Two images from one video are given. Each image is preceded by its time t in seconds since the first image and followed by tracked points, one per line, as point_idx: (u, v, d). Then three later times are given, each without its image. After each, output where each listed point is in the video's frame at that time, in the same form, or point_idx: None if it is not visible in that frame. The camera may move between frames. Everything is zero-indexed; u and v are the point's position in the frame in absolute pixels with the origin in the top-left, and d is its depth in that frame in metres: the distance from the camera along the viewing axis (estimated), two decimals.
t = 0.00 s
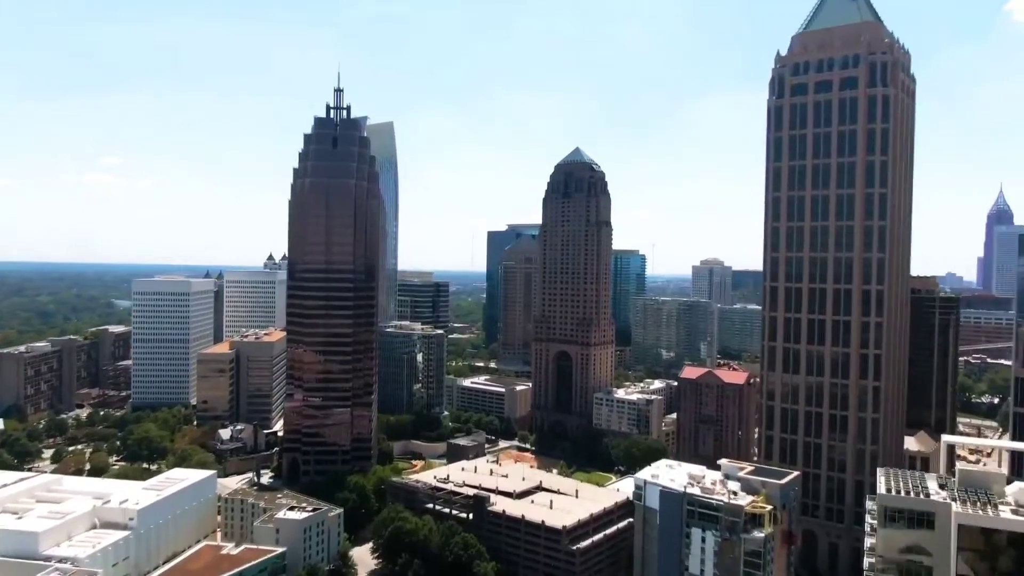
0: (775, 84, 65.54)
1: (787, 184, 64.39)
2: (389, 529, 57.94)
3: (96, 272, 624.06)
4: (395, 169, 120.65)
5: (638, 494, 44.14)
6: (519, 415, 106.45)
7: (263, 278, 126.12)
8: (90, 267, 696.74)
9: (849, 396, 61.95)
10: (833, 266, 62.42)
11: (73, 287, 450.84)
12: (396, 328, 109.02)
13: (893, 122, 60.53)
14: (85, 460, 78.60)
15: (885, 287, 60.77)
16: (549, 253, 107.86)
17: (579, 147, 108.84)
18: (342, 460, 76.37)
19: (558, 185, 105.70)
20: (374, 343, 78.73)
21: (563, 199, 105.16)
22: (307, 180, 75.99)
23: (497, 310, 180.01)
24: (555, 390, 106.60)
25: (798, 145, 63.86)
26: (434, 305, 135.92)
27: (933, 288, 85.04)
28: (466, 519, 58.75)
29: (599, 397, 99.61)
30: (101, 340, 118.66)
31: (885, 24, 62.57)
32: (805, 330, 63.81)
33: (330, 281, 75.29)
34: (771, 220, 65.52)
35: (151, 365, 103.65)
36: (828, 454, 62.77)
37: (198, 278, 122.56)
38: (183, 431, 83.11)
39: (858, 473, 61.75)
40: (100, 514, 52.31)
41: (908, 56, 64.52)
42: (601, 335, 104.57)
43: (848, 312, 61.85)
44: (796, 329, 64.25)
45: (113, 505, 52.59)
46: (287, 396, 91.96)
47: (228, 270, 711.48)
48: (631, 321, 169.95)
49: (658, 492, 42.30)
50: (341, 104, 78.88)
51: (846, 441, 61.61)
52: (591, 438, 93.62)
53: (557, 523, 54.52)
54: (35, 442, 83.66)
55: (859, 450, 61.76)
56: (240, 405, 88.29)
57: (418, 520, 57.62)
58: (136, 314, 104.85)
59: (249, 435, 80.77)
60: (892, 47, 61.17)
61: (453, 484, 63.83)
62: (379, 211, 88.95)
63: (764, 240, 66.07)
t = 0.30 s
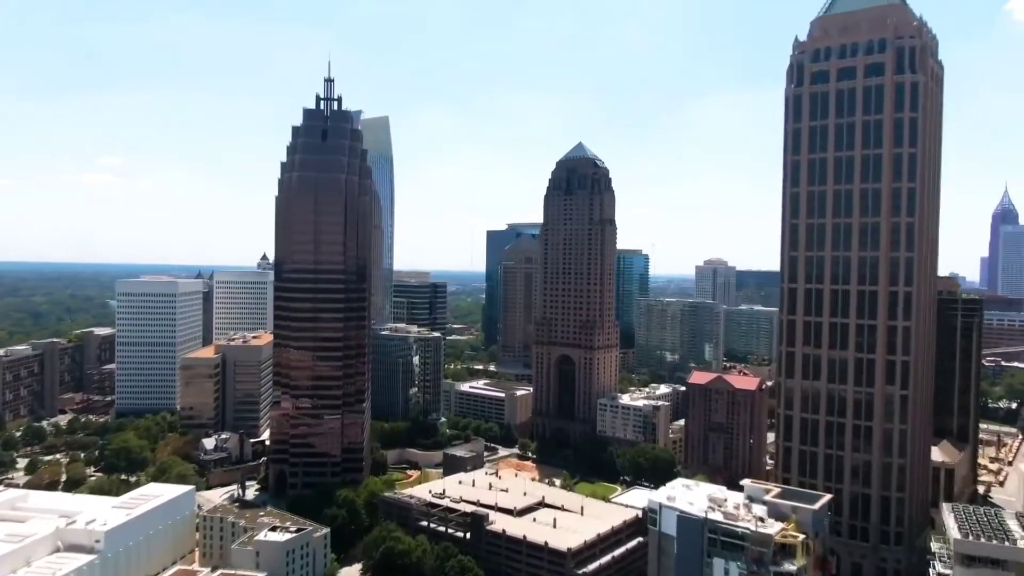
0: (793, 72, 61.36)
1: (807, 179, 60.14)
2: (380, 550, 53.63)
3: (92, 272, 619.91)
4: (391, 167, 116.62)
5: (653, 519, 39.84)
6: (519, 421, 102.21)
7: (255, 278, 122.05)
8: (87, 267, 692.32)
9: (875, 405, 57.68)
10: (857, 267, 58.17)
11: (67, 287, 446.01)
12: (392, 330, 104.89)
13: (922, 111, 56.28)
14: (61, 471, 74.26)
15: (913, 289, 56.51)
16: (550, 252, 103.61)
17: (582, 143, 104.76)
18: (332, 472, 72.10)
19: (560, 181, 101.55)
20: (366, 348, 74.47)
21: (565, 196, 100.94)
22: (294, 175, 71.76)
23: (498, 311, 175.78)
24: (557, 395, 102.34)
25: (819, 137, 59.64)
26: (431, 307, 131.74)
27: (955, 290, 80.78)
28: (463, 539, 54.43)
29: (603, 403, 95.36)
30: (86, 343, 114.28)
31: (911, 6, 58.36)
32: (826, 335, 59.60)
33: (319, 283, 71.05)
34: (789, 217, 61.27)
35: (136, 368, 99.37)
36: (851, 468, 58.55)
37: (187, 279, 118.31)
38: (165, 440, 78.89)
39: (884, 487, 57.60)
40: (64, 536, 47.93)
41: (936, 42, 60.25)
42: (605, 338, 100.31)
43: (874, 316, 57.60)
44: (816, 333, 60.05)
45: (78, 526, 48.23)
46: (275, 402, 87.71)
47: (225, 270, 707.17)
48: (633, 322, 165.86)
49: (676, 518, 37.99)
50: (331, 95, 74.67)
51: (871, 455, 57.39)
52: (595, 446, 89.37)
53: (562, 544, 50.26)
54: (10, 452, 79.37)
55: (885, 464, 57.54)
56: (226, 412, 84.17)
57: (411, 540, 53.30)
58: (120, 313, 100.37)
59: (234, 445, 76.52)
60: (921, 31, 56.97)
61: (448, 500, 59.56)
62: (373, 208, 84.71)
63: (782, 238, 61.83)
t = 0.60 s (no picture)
0: (810, 60, 57.78)
1: (827, 172, 56.55)
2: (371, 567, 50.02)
3: (89, 271, 616.51)
4: (386, 163, 113.24)
5: (666, 545, 36.17)
6: (519, 426, 98.73)
7: (248, 278, 118.39)
8: (85, 266, 688.91)
9: (899, 413, 54.08)
10: (880, 266, 54.54)
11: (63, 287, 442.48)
12: (388, 332, 101.36)
13: (950, 100, 52.62)
14: (38, 481, 70.64)
15: (940, 289, 52.91)
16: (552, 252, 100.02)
17: (584, 138, 101.28)
18: (322, 483, 68.47)
19: (563, 178, 98.06)
20: (358, 352, 70.90)
21: (568, 193, 97.40)
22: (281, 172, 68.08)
23: (495, 311, 171.96)
24: (559, 400, 98.78)
25: (840, 128, 56.04)
26: (429, 307, 128.30)
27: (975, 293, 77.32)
28: (459, 557, 50.71)
29: (607, 407, 91.80)
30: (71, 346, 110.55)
31: None
32: (847, 338, 56.00)
33: (309, 284, 67.47)
34: (807, 214, 57.68)
35: (121, 371, 95.90)
36: (873, 481, 55.00)
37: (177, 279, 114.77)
38: (148, 448, 75.32)
39: (908, 502, 54.08)
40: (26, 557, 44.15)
41: (964, 26, 56.64)
42: (608, 340, 96.72)
43: (898, 318, 53.98)
44: (835, 337, 56.45)
45: (42, 546, 44.44)
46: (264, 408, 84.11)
47: (223, 270, 703.76)
48: (636, 322, 162.65)
49: (695, 542, 34.30)
50: (322, 88, 71.07)
51: (896, 466, 53.80)
52: (599, 452, 85.76)
53: (567, 565, 46.58)
54: None
55: (910, 477, 53.99)
56: (214, 419, 80.80)
57: (404, 559, 49.69)
58: (105, 313, 96.63)
59: (221, 453, 72.86)
60: (949, 15, 53.38)
61: (445, 514, 55.90)
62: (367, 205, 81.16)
63: (799, 236, 58.15)
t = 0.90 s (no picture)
0: (830, 45, 54.11)
1: (850, 165, 52.87)
2: None
3: (86, 270, 612.81)
4: (381, 158, 109.56)
5: None
6: (518, 432, 95.33)
7: (238, 278, 114.73)
8: (81, 266, 685.02)
9: (928, 423, 50.37)
10: (908, 266, 50.84)
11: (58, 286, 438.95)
12: (382, 333, 97.75)
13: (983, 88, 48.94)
14: (12, 492, 66.99)
15: (973, 290, 49.22)
16: (553, 251, 96.32)
17: (587, 132, 97.52)
18: (310, 495, 64.80)
19: (564, 174, 94.34)
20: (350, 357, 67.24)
21: (570, 190, 93.66)
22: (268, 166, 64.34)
23: (494, 311, 168.20)
24: (559, 405, 95.18)
25: (863, 118, 52.33)
26: (425, 307, 124.59)
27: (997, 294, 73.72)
28: None
29: (610, 413, 88.19)
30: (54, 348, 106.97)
31: None
32: (870, 343, 52.30)
33: (297, 286, 63.79)
34: (827, 210, 53.97)
35: (105, 374, 92.46)
36: (899, 496, 51.33)
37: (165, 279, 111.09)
38: (129, 457, 71.72)
39: (937, 518, 50.46)
40: None
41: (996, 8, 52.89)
42: (612, 343, 93.08)
43: (926, 321, 50.27)
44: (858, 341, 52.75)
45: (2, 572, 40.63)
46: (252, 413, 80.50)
47: (221, 269, 700.16)
48: (638, 323, 159.19)
49: None
50: (311, 77, 67.28)
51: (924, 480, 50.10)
52: (603, 460, 82.14)
53: None
54: None
55: (939, 492, 50.33)
56: (198, 426, 77.24)
57: None
58: (89, 314, 92.46)
59: (205, 462, 69.68)
60: None
61: (440, 531, 52.06)
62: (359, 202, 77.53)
63: (818, 234, 54.43)
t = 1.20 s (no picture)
0: (854, 29, 50.32)
1: (876, 160, 49.11)
2: None
3: (83, 271, 609.06)
4: (375, 155, 105.77)
5: None
6: (518, 439, 91.75)
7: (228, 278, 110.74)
8: (79, 266, 681.54)
9: (961, 437, 46.57)
10: (940, 268, 47.01)
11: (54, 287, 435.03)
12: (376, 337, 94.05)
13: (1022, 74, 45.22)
14: None
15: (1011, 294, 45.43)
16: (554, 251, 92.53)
17: (589, 128, 93.87)
18: (297, 511, 60.96)
19: (566, 171, 90.68)
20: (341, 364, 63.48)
21: (572, 188, 89.97)
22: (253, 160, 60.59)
23: (493, 312, 164.53)
24: (561, 412, 91.34)
25: (891, 109, 48.58)
26: (421, 309, 120.04)
27: None
28: None
29: (614, 421, 84.48)
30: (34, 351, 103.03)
31: None
32: (898, 350, 48.46)
33: (284, 287, 60.06)
34: (850, 208, 50.19)
35: (87, 380, 88.74)
36: (930, 515, 47.55)
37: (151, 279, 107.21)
38: (108, 468, 67.95)
39: (971, 539, 46.69)
40: None
41: None
42: (616, 347, 89.28)
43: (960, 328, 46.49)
44: (885, 349, 48.93)
45: None
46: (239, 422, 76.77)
47: (218, 270, 696.69)
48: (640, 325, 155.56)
49: None
50: (299, 67, 63.63)
51: (958, 498, 46.31)
52: (607, 469, 78.45)
53: None
54: None
55: (974, 511, 46.58)
56: (182, 435, 73.52)
57: None
58: (72, 317, 88.90)
59: (187, 475, 65.83)
60: None
61: (432, 551, 48.22)
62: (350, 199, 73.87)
63: (841, 234, 50.59)
